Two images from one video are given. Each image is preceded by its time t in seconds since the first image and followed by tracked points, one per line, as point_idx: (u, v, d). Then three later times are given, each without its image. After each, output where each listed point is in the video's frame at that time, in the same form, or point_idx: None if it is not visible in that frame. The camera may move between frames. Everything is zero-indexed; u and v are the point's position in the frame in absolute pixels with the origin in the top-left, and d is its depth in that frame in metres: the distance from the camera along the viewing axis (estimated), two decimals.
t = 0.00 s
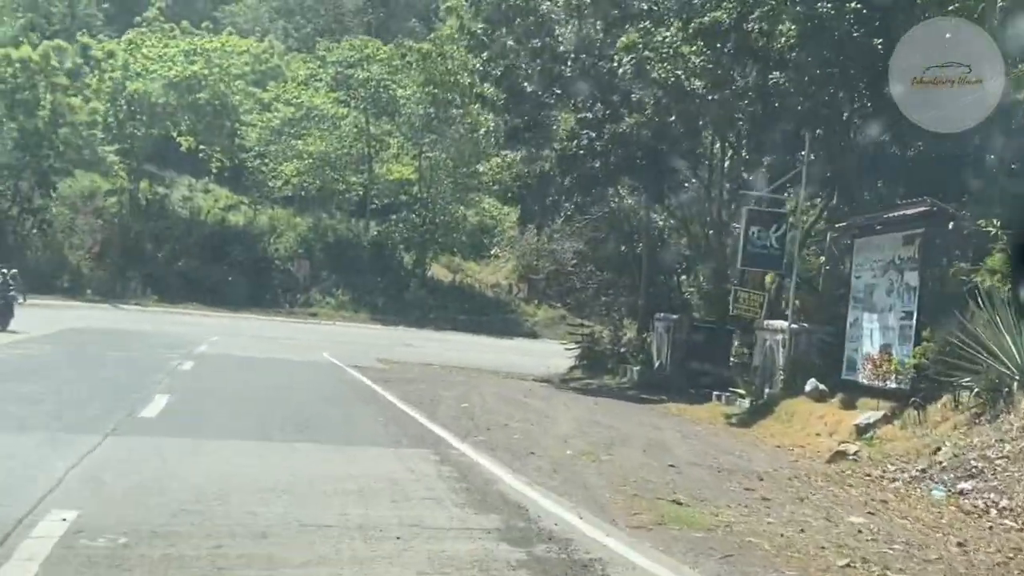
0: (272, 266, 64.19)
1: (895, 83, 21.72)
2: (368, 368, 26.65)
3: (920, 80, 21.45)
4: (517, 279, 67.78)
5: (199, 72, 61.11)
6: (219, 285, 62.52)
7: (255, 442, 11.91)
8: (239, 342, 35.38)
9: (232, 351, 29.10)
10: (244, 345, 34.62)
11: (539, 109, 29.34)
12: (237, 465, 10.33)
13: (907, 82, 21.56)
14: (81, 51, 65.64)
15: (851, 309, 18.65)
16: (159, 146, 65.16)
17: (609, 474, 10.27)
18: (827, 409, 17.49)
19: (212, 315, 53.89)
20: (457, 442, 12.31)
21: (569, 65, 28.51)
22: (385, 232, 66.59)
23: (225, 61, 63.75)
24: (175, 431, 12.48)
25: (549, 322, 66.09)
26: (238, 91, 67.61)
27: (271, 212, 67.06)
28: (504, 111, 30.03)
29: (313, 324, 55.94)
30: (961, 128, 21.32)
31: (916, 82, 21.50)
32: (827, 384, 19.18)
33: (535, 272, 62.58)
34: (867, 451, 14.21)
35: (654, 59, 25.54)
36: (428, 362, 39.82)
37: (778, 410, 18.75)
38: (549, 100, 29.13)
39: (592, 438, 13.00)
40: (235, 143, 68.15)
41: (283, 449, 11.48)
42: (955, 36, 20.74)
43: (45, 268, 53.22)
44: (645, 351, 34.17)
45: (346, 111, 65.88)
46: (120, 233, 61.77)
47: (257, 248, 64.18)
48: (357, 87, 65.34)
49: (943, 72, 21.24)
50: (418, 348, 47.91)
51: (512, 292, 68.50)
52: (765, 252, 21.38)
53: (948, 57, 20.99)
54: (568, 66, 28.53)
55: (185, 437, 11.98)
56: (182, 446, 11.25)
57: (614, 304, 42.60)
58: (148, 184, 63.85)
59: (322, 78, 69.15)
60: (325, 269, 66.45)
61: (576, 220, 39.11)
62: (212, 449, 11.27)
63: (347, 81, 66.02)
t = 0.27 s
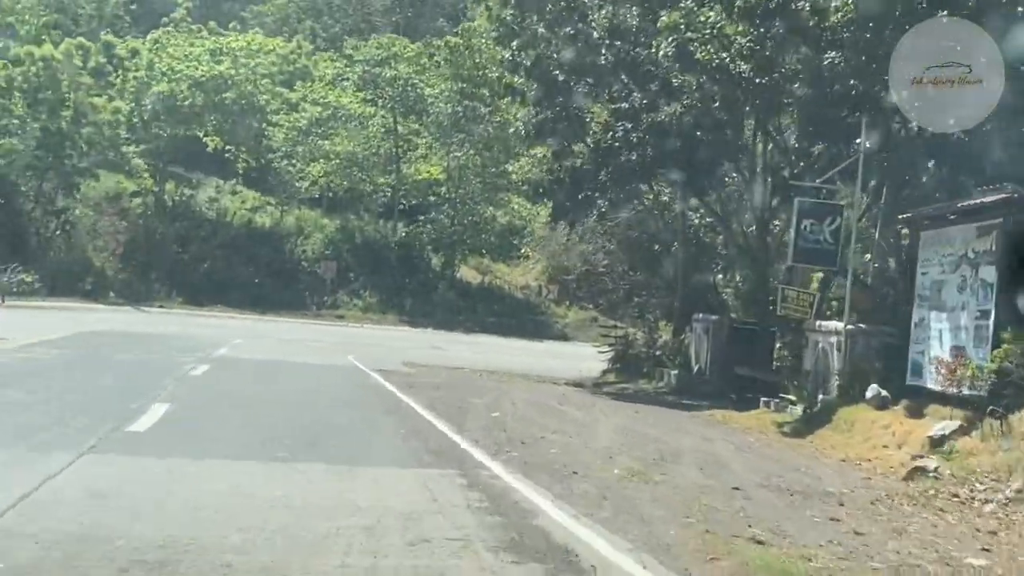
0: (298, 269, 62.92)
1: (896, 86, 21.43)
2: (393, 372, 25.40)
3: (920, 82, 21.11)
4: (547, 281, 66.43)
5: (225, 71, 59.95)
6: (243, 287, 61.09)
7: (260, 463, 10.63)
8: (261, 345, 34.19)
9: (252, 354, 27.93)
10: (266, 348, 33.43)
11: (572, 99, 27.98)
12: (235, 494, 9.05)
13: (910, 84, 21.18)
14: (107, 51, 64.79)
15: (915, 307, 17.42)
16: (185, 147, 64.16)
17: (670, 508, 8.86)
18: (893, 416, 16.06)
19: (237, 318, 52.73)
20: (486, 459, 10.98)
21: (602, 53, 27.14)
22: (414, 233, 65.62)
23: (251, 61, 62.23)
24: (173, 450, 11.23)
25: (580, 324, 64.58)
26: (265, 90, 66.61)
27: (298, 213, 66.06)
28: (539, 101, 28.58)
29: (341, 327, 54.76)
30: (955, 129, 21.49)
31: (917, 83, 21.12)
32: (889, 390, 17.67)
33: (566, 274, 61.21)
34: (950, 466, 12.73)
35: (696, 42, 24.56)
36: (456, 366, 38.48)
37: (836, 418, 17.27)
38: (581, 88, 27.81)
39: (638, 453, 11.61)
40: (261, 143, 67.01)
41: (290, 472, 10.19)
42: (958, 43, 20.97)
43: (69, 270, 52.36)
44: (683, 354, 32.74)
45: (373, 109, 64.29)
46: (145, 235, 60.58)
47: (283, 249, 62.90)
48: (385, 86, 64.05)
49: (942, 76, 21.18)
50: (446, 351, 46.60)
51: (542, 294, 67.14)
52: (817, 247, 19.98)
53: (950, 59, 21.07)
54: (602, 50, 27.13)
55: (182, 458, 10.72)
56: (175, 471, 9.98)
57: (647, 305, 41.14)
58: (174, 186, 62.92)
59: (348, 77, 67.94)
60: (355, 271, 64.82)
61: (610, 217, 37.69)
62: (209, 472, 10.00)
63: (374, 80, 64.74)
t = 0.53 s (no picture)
0: (320, 270, 61.89)
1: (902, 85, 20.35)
2: (414, 378, 24.28)
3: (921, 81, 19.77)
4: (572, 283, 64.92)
5: (244, 72, 59.00)
6: (264, 290, 59.91)
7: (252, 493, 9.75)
8: (278, 351, 32.95)
9: (268, 360, 26.84)
10: (283, 353, 32.22)
11: (603, 88, 27.02)
12: (218, 532, 8.14)
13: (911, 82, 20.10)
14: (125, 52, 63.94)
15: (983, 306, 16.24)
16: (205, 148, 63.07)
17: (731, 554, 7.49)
18: (963, 428, 14.59)
19: (257, 322, 51.55)
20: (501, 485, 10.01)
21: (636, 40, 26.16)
22: (439, 235, 64.17)
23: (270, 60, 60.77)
24: (160, 479, 10.39)
25: (607, 328, 63.00)
26: (285, 90, 65.68)
27: (320, 215, 64.93)
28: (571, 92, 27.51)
29: (362, 331, 53.49)
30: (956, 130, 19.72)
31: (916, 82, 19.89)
32: (954, 398, 16.15)
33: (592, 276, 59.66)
34: None
35: (741, 22, 23.39)
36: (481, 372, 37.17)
37: (897, 430, 15.78)
38: (612, 78, 26.70)
39: (683, 475, 10.38)
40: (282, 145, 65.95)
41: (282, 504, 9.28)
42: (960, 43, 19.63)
43: (85, 274, 51.54)
44: (717, 358, 31.36)
45: (395, 109, 62.98)
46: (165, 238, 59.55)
47: (305, 253, 61.72)
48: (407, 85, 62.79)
49: (940, 75, 19.57)
50: (470, 355, 45.26)
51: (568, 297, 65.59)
52: (870, 243, 18.56)
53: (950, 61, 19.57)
54: (632, 35, 26.22)
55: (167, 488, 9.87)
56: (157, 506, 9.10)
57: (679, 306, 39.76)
58: (193, 188, 61.87)
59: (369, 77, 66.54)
60: (375, 276, 63.35)
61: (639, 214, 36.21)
62: (195, 505, 9.13)
63: (395, 78, 63.08)
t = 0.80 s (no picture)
0: (338, 272, 60.73)
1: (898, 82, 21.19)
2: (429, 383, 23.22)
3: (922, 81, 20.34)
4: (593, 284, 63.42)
5: (261, 72, 58.06)
6: (280, 292, 58.75)
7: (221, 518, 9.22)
8: (292, 355, 31.86)
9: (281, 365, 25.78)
10: (297, 358, 31.15)
11: (629, 77, 25.94)
12: None
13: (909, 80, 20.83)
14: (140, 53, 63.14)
15: None
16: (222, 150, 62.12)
17: None
18: None
19: (272, 325, 50.47)
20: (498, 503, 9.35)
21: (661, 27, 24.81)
22: (459, 237, 63.14)
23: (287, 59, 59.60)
24: (129, 509, 9.84)
25: (629, 330, 61.53)
26: (302, 90, 64.65)
27: (338, 216, 63.84)
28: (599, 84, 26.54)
29: (379, 334, 52.34)
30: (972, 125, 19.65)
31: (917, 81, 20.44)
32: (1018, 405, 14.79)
33: (613, 278, 58.23)
34: None
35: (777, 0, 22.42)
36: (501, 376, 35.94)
37: (956, 441, 14.43)
38: (638, 67, 25.70)
39: (736, 498, 9.39)
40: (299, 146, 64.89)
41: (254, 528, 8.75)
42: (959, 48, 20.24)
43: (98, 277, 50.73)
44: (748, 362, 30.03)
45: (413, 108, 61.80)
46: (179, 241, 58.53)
47: (321, 254, 60.57)
48: (425, 84, 61.64)
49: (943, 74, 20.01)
50: (488, 359, 44.03)
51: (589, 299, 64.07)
52: (920, 239, 17.66)
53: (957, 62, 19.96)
54: (659, 22, 24.81)
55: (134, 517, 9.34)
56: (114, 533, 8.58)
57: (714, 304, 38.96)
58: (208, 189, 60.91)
59: (387, 75, 65.32)
60: (394, 278, 62.17)
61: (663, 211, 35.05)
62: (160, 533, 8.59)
63: (414, 78, 61.90)
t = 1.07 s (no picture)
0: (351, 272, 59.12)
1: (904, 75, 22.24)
2: (442, 385, 22.31)
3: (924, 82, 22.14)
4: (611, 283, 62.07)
5: (274, 69, 57.01)
6: (292, 292, 57.37)
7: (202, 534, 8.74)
8: (304, 358, 30.81)
9: (290, 367, 24.77)
10: (308, 360, 30.09)
11: (651, 64, 24.77)
12: None
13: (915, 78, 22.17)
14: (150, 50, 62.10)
15: None
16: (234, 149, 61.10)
17: None
18: None
19: (284, 326, 49.33)
20: (506, 518, 8.81)
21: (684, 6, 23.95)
22: (475, 235, 61.97)
23: (300, 55, 58.52)
24: (109, 517, 9.37)
25: (648, 331, 60.18)
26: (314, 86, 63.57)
27: (352, 215, 62.71)
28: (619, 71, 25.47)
29: (393, 335, 51.20)
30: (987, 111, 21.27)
31: (917, 82, 22.15)
32: None
33: (632, 277, 56.88)
34: None
35: None
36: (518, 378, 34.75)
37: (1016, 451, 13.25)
38: (661, 51, 24.60)
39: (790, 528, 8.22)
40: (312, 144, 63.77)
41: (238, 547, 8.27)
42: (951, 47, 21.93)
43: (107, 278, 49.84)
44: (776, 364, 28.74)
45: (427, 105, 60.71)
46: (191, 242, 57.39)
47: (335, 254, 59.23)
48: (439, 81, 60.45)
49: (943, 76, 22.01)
50: (505, 360, 42.83)
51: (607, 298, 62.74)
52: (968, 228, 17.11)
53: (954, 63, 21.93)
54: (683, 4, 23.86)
55: (111, 528, 8.87)
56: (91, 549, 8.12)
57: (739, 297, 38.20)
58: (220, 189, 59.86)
59: (401, 71, 64.10)
60: (409, 278, 61.01)
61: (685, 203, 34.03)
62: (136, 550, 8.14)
63: (428, 74, 60.70)
